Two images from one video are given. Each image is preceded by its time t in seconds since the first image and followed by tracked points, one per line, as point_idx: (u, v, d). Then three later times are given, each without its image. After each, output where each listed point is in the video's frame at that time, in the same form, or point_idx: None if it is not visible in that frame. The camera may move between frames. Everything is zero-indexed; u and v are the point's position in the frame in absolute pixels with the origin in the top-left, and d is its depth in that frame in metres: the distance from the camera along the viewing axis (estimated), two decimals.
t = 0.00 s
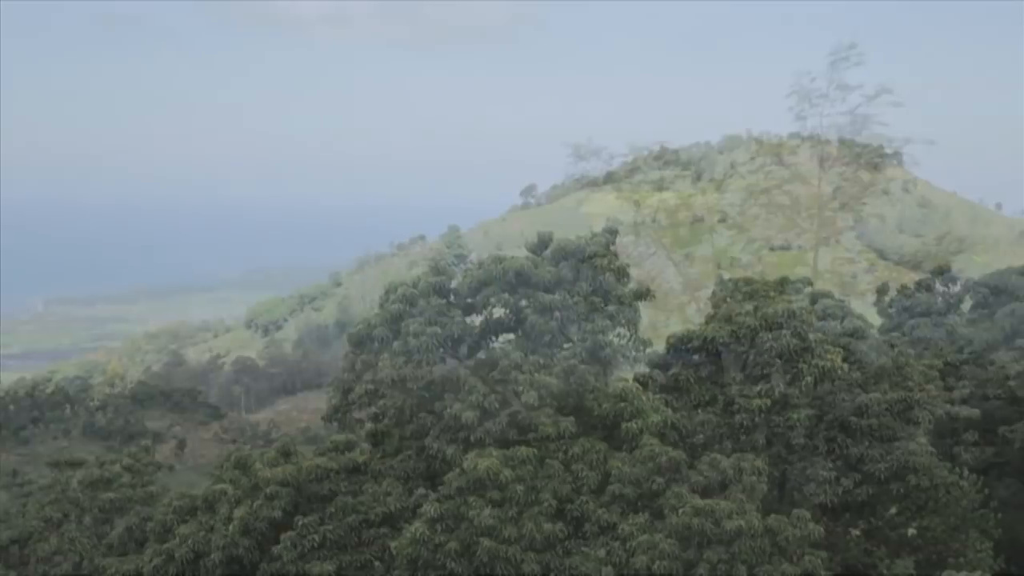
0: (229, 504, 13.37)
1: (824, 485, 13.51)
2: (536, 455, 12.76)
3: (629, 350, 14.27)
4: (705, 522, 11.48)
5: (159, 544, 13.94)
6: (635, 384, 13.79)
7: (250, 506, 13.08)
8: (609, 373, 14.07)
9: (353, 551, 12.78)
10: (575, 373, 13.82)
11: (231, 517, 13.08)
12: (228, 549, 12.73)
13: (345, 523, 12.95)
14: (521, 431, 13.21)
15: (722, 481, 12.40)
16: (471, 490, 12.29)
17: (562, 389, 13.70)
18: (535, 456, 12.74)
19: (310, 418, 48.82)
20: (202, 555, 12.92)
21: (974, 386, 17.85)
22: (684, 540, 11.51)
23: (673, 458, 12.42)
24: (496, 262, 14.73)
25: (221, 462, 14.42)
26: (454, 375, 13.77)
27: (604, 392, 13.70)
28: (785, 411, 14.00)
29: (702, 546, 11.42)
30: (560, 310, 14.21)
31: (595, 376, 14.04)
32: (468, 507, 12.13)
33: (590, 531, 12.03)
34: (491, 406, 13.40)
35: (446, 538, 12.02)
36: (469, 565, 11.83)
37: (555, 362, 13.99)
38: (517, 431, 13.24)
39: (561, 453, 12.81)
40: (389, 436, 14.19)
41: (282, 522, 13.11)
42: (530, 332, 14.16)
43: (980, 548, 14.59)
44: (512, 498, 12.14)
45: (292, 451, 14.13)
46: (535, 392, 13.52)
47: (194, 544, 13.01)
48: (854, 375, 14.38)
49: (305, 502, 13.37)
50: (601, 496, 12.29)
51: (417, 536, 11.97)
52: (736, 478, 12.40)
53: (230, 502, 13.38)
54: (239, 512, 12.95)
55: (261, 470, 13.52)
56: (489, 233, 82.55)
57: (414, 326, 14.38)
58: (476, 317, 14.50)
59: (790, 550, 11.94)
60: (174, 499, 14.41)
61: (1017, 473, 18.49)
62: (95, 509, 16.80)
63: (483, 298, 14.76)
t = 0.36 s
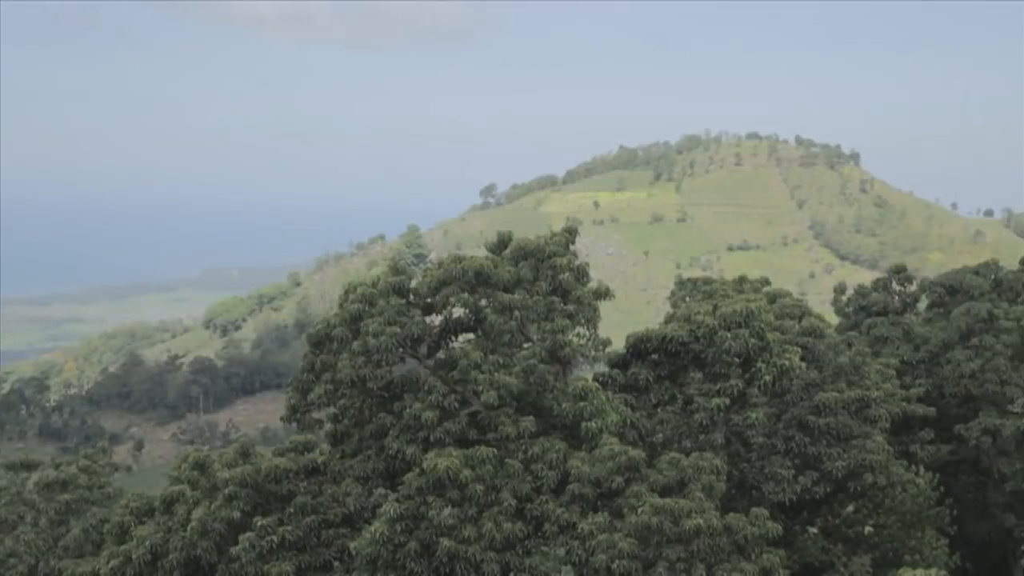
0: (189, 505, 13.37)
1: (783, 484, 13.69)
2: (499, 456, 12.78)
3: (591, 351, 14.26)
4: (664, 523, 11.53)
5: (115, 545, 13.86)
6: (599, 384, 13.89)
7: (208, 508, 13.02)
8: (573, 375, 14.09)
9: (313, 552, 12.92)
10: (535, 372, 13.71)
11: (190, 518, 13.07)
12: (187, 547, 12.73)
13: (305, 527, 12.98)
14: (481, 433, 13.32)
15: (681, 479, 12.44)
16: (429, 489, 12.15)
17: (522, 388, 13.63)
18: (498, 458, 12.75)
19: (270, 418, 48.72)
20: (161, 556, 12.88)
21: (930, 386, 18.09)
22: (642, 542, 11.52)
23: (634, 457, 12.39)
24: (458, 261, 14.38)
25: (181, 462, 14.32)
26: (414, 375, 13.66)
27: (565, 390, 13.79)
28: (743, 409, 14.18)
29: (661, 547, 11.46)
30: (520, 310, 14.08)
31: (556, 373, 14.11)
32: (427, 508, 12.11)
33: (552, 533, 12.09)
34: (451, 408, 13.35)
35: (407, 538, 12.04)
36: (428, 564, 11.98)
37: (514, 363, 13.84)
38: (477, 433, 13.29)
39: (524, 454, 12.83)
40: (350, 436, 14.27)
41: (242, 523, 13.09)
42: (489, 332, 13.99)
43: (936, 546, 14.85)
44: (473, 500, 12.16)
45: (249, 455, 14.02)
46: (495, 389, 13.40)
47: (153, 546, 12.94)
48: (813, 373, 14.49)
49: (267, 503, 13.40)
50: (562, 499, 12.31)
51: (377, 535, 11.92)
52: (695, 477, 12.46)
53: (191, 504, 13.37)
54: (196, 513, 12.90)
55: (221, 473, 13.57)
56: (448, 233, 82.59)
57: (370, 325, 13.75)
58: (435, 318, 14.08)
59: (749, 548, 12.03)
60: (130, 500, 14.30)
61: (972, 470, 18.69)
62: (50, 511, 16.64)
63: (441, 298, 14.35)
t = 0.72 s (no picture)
0: (152, 505, 13.30)
1: (747, 482, 13.75)
2: (463, 456, 12.77)
3: (555, 351, 14.28)
4: (628, 522, 11.57)
5: (77, 547, 13.77)
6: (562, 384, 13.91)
7: (171, 508, 12.94)
8: (537, 374, 14.10)
9: (277, 552, 12.89)
10: (500, 372, 13.74)
11: (152, 519, 13.01)
12: (149, 548, 12.67)
13: (268, 527, 12.93)
14: (445, 433, 13.32)
15: (645, 478, 12.46)
16: (393, 489, 12.13)
17: (486, 388, 13.62)
18: (462, 457, 12.75)
19: (234, 419, 48.52)
20: (123, 556, 12.82)
21: (892, 385, 18.22)
22: (606, 541, 11.55)
23: (599, 457, 12.41)
24: (422, 260, 14.35)
25: (142, 463, 14.24)
26: (378, 375, 13.63)
27: (530, 390, 13.80)
28: (706, 408, 14.23)
29: (625, 546, 11.51)
30: (484, 310, 14.07)
31: (520, 373, 14.12)
32: (391, 508, 12.08)
33: (516, 532, 12.11)
34: (415, 408, 13.34)
35: (370, 538, 12.01)
36: (392, 564, 11.97)
37: (478, 363, 13.83)
38: (441, 432, 13.28)
39: (488, 453, 12.83)
40: (315, 436, 14.24)
41: (205, 523, 13.05)
42: (453, 332, 13.97)
43: (897, 542, 15.13)
44: (437, 500, 12.15)
45: (212, 455, 13.95)
46: (459, 389, 13.39)
47: (115, 547, 12.87)
48: (775, 373, 14.57)
49: (230, 503, 13.34)
50: (526, 498, 12.33)
51: (341, 535, 11.89)
52: (659, 476, 12.49)
53: (153, 504, 13.31)
54: (159, 513, 12.82)
55: (184, 473, 13.49)
56: (413, 233, 82.27)
57: (334, 325, 13.70)
58: (399, 318, 14.05)
59: (712, 547, 12.10)
60: (93, 500, 14.19)
61: (934, 468, 18.75)
62: (10, 513, 16.52)
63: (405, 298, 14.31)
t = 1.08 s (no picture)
0: (114, 507, 13.21)
1: (710, 481, 13.78)
2: (427, 456, 12.75)
3: (520, 350, 14.27)
4: (592, 522, 11.58)
5: (38, 549, 13.67)
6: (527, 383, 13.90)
7: (132, 510, 12.87)
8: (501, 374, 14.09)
9: (240, 553, 12.84)
10: (464, 371, 13.72)
11: (114, 521, 12.93)
12: (111, 550, 12.58)
13: (231, 528, 12.88)
14: (410, 432, 13.30)
15: (609, 478, 12.47)
16: (357, 488, 12.08)
17: (450, 388, 13.59)
18: (426, 457, 12.72)
19: (196, 419, 48.27)
20: (85, 557, 12.72)
21: (854, 384, 18.35)
22: (571, 541, 11.58)
23: (563, 456, 12.43)
24: (386, 260, 14.31)
25: (104, 463, 14.15)
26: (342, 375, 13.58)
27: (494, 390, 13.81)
28: (671, 407, 14.25)
29: (589, 546, 11.53)
30: (448, 310, 14.05)
31: (485, 373, 14.11)
32: (355, 508, 12.04)
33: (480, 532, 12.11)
34: (379, 408, 13.31)
35: (334, 538, 11.96)
36: (356, 564, 11.93)
37: (443, 362, 13.81)
38: (405, 432, 13.26)
39: (452, 453, 12.81)
40: (278, 436, 14.16)
41: (169, 524, 12.98)
42: (417, 331, 13.93)
43: (859, 541, 15.39)
44: (402, 500, 12.12)
45: (175, 455, 13.86)
46: (423, 390, 13.36)
47: (76, 548, 12.77)
48: (739, 372, 14.62)
49: (193, 504, 13.27)
50: (490, 498, 12.33)
51: (305, 535, 11.83)
52: (623, 475, 12.50)
53: (115, 506, 13.21)
54: (121, 515, 12.72)
55: (146, 473, 13.40)
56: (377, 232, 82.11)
57: (297, 325, 13.63)
58: (363, 318, 14.01)
59: (676, 546, 12.13)
60: (54, 502, 14.07)
61: (895, 466, 18.86)
62: None
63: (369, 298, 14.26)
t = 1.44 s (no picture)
0: (77, 508, 13.12)
1: (675, 481, 13.81)
2: (393, 456, 12.73)
3: (486, 350, 14.26)
4: (558, 522, 11.58)
5: None
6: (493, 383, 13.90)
7: (96, 511, 12.79)
8: (467, 374, 14.07)
9: (204, 554, 12.78)
10: (430, 372, 13.69)
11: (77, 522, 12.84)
12: (74, 552, 12.49)
13: (196, 528, 12.82)
14: (376, 433, 13.27)
15: (574, 477, 12.48)
16: (322, 489, 12.04)
17: (416, 388, 13.57)
18: (392, 458, 12.70)
19: (160, 420, 47.93)
20: (47, 559, 12.62)
21: (818, 383, 18.45)
22: (537, 540, 11.57)
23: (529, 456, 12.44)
24: (352, 260, 14.26)
25: (67, 464, 14.05)
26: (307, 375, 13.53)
27: (460, 390, 13.79)
28: (636, 407, 14.28)
29: (555, 545, 11.53)
30: (414, 309, 14.04)
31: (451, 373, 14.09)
32: (320, 508, 12.01)
33: (445, 532, 12.09)
34: (344, 408, 13.27)
35: (299, 539, 11.92)
36: (321, 564, 11.89)
37: (409, 363, 13.78)
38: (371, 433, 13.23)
39: (418, 453, 12.79)
40: (243, 437, 14.11)
41: (132, 525, 12.91)
42: (383, 331, 13.90)
43: (824, 539, 15.48)
44: (367, 500, 12.09)
45: (140, 456, 13.78)
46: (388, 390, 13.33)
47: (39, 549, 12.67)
48: (704, 372, 14.66)
49: (157, 505, 13.20)
50: (456, 498, 12.31)
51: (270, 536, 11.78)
52: (588, 475, 12.51)
53: (79, 507, 13.12)
54: (84, 516, 12.63)
55: (110, 474, 13.31)
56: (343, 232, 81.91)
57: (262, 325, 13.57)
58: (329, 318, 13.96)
59: (641, 545, 12.16)
60: (17, 503, 13.96)
61: (859, 465, 18.98)
62: None
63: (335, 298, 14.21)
